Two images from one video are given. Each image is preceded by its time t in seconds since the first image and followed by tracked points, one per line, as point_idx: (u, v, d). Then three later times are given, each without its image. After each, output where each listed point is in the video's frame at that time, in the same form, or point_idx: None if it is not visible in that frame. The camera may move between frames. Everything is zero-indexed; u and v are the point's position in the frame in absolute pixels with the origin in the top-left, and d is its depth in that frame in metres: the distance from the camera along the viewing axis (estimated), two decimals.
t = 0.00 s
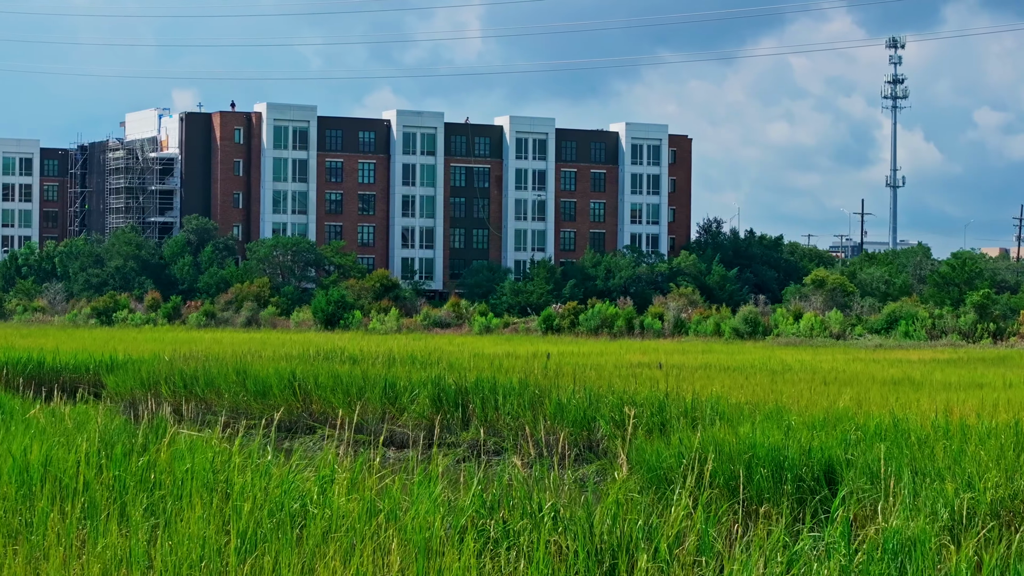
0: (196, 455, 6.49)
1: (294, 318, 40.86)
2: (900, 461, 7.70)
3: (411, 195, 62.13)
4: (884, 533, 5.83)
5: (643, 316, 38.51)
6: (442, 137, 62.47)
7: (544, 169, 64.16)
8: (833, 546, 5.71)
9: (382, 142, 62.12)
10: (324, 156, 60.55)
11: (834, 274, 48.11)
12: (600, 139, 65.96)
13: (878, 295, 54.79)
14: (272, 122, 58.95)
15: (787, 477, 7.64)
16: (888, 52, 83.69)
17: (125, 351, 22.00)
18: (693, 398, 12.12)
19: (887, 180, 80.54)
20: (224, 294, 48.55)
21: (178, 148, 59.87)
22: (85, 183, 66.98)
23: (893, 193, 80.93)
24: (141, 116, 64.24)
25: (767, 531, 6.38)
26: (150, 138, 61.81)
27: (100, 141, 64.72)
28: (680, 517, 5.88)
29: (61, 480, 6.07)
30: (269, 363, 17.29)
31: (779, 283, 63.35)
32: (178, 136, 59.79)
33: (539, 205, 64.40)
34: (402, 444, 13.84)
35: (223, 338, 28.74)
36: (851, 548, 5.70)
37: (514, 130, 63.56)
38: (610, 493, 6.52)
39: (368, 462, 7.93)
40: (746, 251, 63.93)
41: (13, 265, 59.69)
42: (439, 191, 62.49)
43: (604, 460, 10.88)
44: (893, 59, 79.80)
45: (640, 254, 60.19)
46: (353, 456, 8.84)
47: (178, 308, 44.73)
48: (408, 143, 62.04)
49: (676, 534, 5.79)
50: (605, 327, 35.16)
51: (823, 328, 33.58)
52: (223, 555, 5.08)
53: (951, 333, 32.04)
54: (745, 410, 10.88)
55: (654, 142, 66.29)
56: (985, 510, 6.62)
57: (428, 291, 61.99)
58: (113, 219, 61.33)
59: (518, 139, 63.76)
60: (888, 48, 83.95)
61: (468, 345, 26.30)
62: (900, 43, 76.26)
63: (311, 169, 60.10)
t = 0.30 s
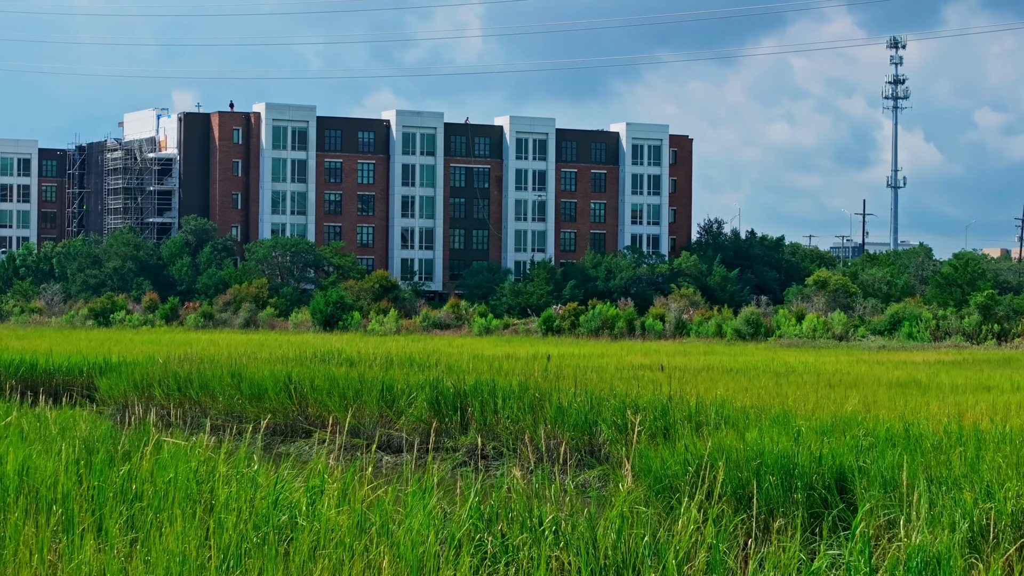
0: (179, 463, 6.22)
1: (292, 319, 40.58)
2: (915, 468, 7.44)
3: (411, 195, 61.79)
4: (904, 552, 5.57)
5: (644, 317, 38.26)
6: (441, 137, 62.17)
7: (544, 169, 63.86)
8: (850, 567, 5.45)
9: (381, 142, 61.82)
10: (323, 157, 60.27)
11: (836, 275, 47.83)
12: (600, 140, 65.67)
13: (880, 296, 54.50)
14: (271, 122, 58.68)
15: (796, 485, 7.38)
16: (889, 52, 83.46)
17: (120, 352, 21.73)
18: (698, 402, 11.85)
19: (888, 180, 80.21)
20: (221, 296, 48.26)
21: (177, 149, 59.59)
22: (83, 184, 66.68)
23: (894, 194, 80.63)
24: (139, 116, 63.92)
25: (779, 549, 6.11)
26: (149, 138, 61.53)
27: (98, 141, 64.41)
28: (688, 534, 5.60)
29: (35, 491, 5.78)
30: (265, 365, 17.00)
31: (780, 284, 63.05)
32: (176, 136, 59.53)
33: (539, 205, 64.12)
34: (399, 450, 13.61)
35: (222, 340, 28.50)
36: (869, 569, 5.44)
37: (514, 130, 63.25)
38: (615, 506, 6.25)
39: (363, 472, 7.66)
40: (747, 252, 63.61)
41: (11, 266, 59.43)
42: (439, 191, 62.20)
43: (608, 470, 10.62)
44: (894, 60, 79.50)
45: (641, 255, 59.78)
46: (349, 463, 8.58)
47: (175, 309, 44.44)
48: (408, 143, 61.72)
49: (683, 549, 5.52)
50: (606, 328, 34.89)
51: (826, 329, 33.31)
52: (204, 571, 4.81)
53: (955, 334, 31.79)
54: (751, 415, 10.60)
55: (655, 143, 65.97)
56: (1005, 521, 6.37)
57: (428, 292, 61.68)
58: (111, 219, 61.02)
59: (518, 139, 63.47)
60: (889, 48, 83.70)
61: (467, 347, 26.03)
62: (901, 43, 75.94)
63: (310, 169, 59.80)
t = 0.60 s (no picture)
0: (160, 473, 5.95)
1: (291, 320, 40.26)
2: (932, 478, 7.19)
3: (411, 196, 61.48)
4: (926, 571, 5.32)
5: (646, 317, 38.01)
6: (441, 137, 61.85)
7: (544, 169, 63.60)
8: None
9: (381, 142, 61.54)
10: (322, 157, 60.00)
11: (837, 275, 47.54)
12: (601, 140, 65.39)
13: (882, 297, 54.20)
14: (270, 122, 58.40)
15: (808, 493, 7.12)
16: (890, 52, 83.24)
17: (113, 354, 21.44)
18: (704, 406, 11.58)
19: (890, 181, 79.93)
20: (220, 296, 47.97)
21: (175, 149, 59.30)
22: (81, 184, 66.37)
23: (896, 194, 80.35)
24: (137, 116, 63.59)
25: (793, 566, 5.86)
26: (147, 138, 61.25)
27: (96, 141, 64.10)
28: (698, 548, 5.33)
29: (7, 502, 5.51)
30: (260, 366, 16.74)
31: (781, 284, 62.76)
32: (174, 136, 59.25)
33: (539, 206, 63.83)
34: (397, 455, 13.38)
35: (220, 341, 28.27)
36: None
37: (514, 130, 62.97)
38: (619, 520, 5.98)
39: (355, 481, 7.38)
40: (748, 252, 63.29)
41: (9, 267, 59.17)
42: (439, 191, 61.89)
43: (610, 481, 10.34)
44: (896, 59, 79.21)
45: (642, 255, 59.44)
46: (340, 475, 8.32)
47: (173, 309, 44.14)
48: (407, 143, 61.41)
49: (692, 566, 5.26)
50: (606, 329, 34.62)
51: (828, 330, 33.00)
52: None
53: (959, 335, 31.53)
54: (757, 420, 10.33)
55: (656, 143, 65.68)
56: None
57: (427, 292, 61.36)
58: (109, 220, 60.75)
59: (518, 139, 63.18)
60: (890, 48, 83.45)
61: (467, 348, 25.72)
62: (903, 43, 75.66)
63: (309, 169, 59.51)
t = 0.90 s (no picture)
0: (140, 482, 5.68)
1: (289, 321, 39.94)
2: (951, 486, 6.88)
3: (410, 196, 61.16)
4: None
5: (648, 318, 37.69)
6: (441, 137, 61.53)
7: (544, 169, 63.30)
8: None
9: (380, 143, 61.23)
10: (321, 157, 59.69)
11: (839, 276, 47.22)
12: (601, 140, 65.09)
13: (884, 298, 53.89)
14: (268, 122, 58.07)
15: (819, 501, 6.83)
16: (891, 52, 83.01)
17: (107, 356, 21.15)
18: (709, 409, 11.28)
19: (891, 181, 79.63)
20: (218, 296, 47.65)
21: (173, 149, 59.02)
22: (79, 184, 66.05)
23: (896, 195, 80.08)
24: (135, 116, 63.26)
25: None
26: (145, 138, 60.94)
27: (94, 141, 63.76)
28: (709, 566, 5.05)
29: None
30: (254, 368, 16.43)
31: (782, 285, 62.45)
32: (172, 137, 58.95)
33: (540, 206, 63.53)
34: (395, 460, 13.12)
35: (217, 343, 27.95)
36: None
37: (514, 130, 62.65)
38: (625, 536, 5.71)
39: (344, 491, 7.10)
40: (749, 253, 62.96)
41: (6, 268, 58.87)
42: (438, 192, 61.60)
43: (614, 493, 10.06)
44: (897, 60, 78.91)
45: (643, 256, 59.09)
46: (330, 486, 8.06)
47: (171, 310, 43.84)
48: (407, 143, 61.07)
49: None
50: (607, 330, 34.32)
51: (831, 331, 32.70)
52: None
53: (963, 337, 31.24)
54: (764, 424, 10.03)
55: (656, 143, 65.36)
56: None
57: (426, 293, 61.11)
58: (107, 221, 60.44)
59: (518, 139, 62.87)
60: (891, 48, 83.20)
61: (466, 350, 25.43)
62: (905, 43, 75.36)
63: (308, 169, 59.22)
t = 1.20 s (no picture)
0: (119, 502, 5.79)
1: (286, 322, 39.66)
2: (970, 495, 6.65)
3: (410, 197, 60.85)
4: None
5: (648, 320, 37.36)
6: (440, 137, 61.23)
7: (544, 170, 63.00)
8: None
9: (379, 143, 60.93)
10: (320, 157, 59.39)
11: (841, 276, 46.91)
12: (601, 140, 64.78)
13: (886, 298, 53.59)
14: (267, 122, 57.76)
15: (834, 512, 6.62)
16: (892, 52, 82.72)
17: (101, 357, 20.84)
18: (716, 413, 11.01)
19: (892, 181, 79.30)
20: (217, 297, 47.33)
21: (171, 150, 58.72)
22: (77, 185, 65.79)
23: (897, 195, 79.76)
24: (133, 117, 62.97)
25: None
26: (143, 138, 60.59)
27: (91, 142, 63.47)
28: None
29: None
30: (249, 370, 16.12)
31: (784, 286, 62.15)
32: (171, 137, 58.65)
33: (540, 207, 63.23)
34: (391, 464, 12.88)
35: (211, 345, 27.60)
36: None
37: (514, 130, 62.36)
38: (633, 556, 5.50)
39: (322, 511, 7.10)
40: (750, 253, 62.64)
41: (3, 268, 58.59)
42: (437, 192, 61.31)
43: (618, 505, 9.83)
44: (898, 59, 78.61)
45: (643, 257, 58.77)
46: (314, 503, 8.00)
47: (168, 311, 43.52)
48: (406, 144, 60.77)
49: None
50: (608, 331, 34.05)
51: (834, 332, 32.40)
52: None
53: (967, 338, 30.93)
54: (772, 430, 9.75)
55: (657, 143, 65.05)
56: None
57: (426, 294, 60.83)
58: (105, 221, 60.14)
59: (518, 139, 62.57)
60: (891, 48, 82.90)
61: (466, 351, 25.10)
62: (906, 42, 75.07)
63: (307, 170, 58.93)
